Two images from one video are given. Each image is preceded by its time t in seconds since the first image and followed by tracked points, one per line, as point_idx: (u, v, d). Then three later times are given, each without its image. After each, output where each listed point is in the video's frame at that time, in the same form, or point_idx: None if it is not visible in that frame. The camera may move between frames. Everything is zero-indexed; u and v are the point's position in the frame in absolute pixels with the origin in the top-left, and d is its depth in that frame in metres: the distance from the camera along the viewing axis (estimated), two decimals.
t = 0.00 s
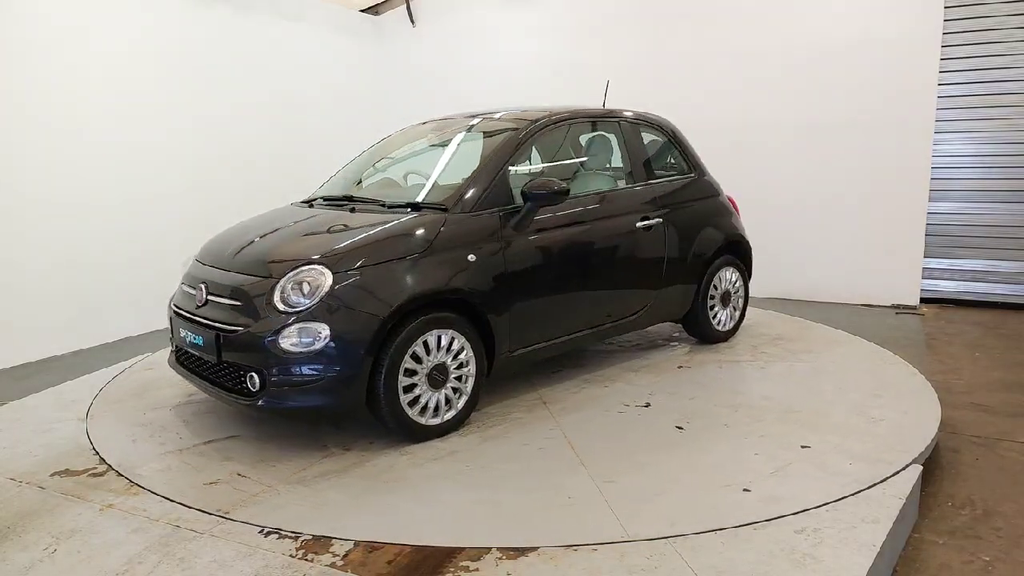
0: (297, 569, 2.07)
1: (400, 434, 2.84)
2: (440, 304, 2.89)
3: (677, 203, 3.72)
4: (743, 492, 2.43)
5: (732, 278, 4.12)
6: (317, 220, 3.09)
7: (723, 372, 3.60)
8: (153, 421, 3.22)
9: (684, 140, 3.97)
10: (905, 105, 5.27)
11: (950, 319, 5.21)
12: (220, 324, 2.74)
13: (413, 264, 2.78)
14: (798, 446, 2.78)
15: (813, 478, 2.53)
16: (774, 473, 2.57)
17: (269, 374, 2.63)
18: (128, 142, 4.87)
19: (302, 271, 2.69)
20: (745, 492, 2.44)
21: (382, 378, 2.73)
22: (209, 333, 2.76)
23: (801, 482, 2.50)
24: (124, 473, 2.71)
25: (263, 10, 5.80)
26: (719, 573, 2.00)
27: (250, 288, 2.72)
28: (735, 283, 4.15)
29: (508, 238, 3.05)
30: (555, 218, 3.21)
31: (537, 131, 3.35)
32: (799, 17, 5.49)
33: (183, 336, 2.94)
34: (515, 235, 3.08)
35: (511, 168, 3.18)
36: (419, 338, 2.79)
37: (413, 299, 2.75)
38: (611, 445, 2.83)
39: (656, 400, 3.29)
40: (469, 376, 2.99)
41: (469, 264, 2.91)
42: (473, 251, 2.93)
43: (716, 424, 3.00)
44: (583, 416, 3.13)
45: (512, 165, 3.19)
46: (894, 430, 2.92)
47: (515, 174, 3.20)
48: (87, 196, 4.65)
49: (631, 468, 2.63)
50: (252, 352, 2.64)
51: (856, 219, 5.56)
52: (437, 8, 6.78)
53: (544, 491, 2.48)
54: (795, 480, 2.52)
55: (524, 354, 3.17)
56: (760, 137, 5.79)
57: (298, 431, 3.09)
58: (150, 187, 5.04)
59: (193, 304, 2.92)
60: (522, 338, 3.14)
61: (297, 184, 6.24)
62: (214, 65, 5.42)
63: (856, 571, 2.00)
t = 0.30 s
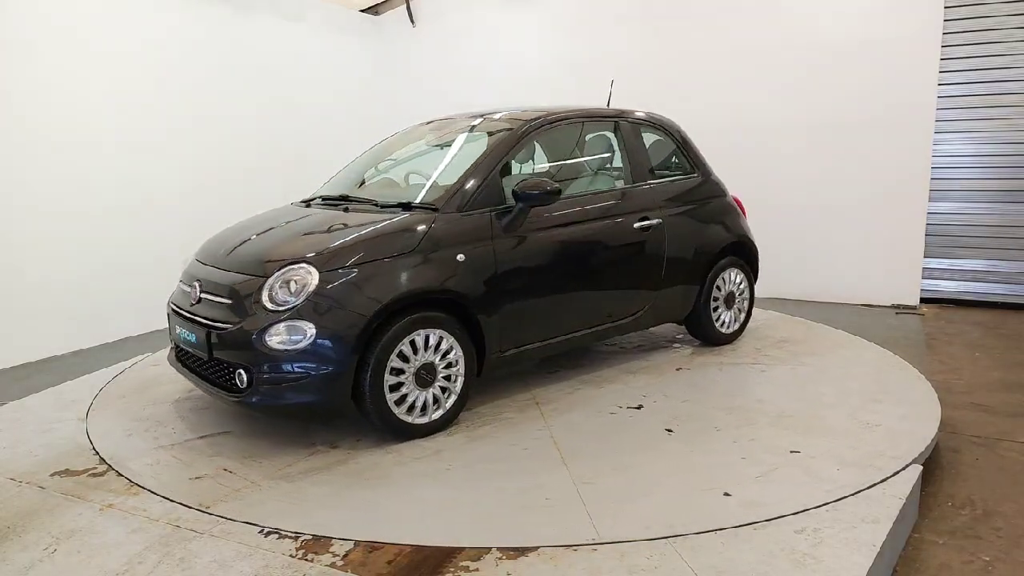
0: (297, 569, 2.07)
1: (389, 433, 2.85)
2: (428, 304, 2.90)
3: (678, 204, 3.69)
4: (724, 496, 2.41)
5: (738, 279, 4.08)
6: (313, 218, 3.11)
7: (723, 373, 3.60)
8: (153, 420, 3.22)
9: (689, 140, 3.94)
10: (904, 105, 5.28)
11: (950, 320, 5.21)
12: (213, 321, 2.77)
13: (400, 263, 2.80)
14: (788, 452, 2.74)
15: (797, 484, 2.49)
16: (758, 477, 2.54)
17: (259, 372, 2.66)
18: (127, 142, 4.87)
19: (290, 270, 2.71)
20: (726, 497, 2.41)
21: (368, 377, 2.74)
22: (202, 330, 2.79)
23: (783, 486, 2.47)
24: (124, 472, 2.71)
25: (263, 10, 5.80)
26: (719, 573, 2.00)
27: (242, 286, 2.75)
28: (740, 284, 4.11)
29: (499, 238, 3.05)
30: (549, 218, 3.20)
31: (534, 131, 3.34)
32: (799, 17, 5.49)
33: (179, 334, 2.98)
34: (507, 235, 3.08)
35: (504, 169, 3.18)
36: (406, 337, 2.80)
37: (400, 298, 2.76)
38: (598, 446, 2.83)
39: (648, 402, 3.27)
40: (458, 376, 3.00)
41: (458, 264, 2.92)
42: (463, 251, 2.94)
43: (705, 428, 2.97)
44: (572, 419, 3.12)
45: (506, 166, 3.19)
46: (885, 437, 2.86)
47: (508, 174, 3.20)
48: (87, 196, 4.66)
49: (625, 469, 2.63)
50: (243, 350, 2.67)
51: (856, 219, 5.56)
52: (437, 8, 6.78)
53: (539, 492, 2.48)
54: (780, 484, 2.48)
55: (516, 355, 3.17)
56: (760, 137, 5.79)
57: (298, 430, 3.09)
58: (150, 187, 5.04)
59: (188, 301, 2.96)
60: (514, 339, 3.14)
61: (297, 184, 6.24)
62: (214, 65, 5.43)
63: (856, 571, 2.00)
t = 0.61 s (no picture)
0: (297, 569, 2.07)
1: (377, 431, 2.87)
2: (417, 303, 2.90)
3: (678, 205, 3.67)
4: (702, 500, 2.39)
5: (742, 281, 4.04)
6: (308, 217, 3.13)
7: (723, 374, 3.60)
8: (153, 420, 3.23)
9: (692, 141, 3.91)
10: (903, 106, 5.28)
11: (950, 320, 5.21)
12: (205, 318, 2.80)
13: (389, 262, 2.80)
14: (774, 456, 2.71)
15: (779, 490, 2.45)
16: (740, 482, 2.51)
17: (247, 370, 2.68)
18: (128, 142, 4.87)
19: (278, 268, 2.73)
20: (704, 501, 2.39)
21: (354, 375, 2.75)
22: (194, 328, 2.82)
23: (759, 492, 2.44)
24: (124, 472, 2.71)
25: (264, 10, 5.80)
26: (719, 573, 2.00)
27: (234, 285, 2.77)
28: (745, 286, 4.07)
29: (489, 239, 3.05)
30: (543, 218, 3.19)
31: (530, 131, 3.34)
32: (799, 17, 5.49)
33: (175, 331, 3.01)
34: (499, 236, 3.08)
35: (498, 170, 3.19)
36: (392, 337, 2.81)
37: (387, 297, 2.77)
38: (588, 447, 2.82)
39: (639, 404, 3.26)
40: (447, 375, 3.00)
41: (447, 263, 2.92)
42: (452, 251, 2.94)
43: (693, 431, 2.95)
44: (561, 420, 3.10)
45: (499, 167, 3.20)
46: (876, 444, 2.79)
47: (501, 174, 3.20)
48: (87, 196, 4.65)
49: (618, 470, 2.62)
50: (233, 348, 2.69)
51: (856, 219, 5.56)
52: (438, 8, 6.77)
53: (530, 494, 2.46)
54: (762, 490, 2.45)
55: (508, 355, 3.16)
56: (761, 137, 5.79)
57: (297, 430, 3.09)
58: (150, 187, 5.04)
59: (183, 298, 3.00)
60: (506, 339, 3.14)
61: (297, 184, 6.24)
62: (214, 64, 5.42)
63: (856, 571, 2.00)
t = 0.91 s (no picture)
0: (297, 569, 2.07)
1: (367, 429, 2.89)
2: (405, 303, 2.92)
3: (679, 206, 3.65)
4: (681, 504, 2.37)
5: (747, 283, 4.01)
6: (304, 216, 3.15)
7: (723, 374, 3.60)
8: (152, 420, 3.22)
9: (696, 141, 3.89)
10: (903, 106, 5.29)
11: (950, 320, 5.21)
12: (199, 316, 2.83)
13: (378, 261, 2.82)
14: (760, 460, 2.67)
15: (764, 495, 2.42)
16: (722, 486, 2.49)
17: (235, 368, 2.71)
18: (128, 142, 4.87)
19: (267, 266, 2.76)
20: (683, 505, 2.36)
21: (341, 374, 2.78)
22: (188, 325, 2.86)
23: (735, 496, 2.42)
24: (124, 472, 2.71)
25: (264, 10, 5.80)
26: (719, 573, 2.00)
27: (225, 283, 2.80)
28: (750, 288, 4.04)
29: (482, 238, 3.06)
30: (536, 217, 3.19)
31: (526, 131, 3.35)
32: (800, 17, 5.48)
33: (172, 327, 3.04)
34: (491, 235, 3.08)
35: (491, 170, 3.19)
36: (379, 336, 2.83)
37: (374, 296, 2.79)
38: (577, 448, 2.81)
39: (631, 406, 3.25)
40: (437, 374, 3.02)
41: (436, 263, 2.93)
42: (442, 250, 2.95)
43: (682, 433, 2.93)
44: (550, 422, 3.10)
45: (492, 167, 3.20)
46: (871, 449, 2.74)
47: (494, 174, 3.21)
48: (88, 195, 4.66)
49: (612, 470, 2.62)
50: (222, 345, 2.72)
51: (856, 219, 5.56)
52: (438, 8, 6.76)
53: (527, 496, 2.45)
54: (742, 495, 2.42)
55: (500, 356, 3.17)
56: (761, 138, 5.79)
57: (298, 429, 3.10)
58: (151, 187, 5.04)
59: (180, 295, 3.03)
60: (497, 340, 3.14)
61: (297, 184, 6.24)
62: (214, 63, 5.42)
63: (856, 571, 2.00)
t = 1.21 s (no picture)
0: (297, 569, 2.07)
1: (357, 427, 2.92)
2: (394, 302, 2.95)
3: (679, 206, 3.63)
4: (656, 507, 2.35)
5: (750, 284, 3.99)
6: (301, 215, 3.18)
7: (723, 376, 3.60)
8: (153, 420, 3.23)
9: (700, 141, 3.87)
10: (903, 106, 5.29)
11: (950, 320, 5.21)
12: (193, 312, 2.89)
13: (366, 260, 2.85)
14: (746, 464, 2.65)
15: (742, 501, 2.39)
16: (701, 490, 2.46)
17: (224, 364, 2.75)
18: (128, 142, 4.87)
19: (256, 264, 2.80)
20: (658, 508, 2.35)
21: (329, 372, 2.81)
22: (183, 321, 2.91)
23: (709, 500, 2.40)
24: (124, 472, 2.71)
25: (264, 10, 5.80)
26: (719, 573, 2.00)
27: (218, 280, 2.85)
28: (753, 289, 4.01)
29: (471, 239, 3.07)
30: (529, 217, 3.20)
31: (523, 131, 3.35)
32: (800, 17, 5.48)
33: (169, 325, 3.10)
34: (482, 235, 3.09)
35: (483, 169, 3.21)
36: (367, 335, 2.86)
37: (360, 296, 2.81)
38: (568, 450, 2.81)
39: (623, 407, 3.23)
40: (427, 373, 3.04)
41: (426, 263, 2.95)
42: (431, 250, 2.97)
43: (670, 435, 2.91)
44: (540, 423, 3.09)
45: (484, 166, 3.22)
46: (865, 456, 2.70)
47: (485, 174, 3.23)
48: (88, 196, 4.66)
49: (606, 471, 2.61)
50: (213, 342, 2.77)
51: (855, 219, 5.57)
52: (438, 8, 6.76)
53: (523, 497, 2.45)
54: (720, 501, 2.39)
55: (492, 355, 3.18)
56: (761, 138, 5.79)
57: (298, 429, 3.10)
58: (150, 187, 5.04)
59: (176, 293, 3.09)
60: (489, 340, 3.15)
61: (297, 183, 6.23)
62: (213, 63, 5.41)
63: (856, 571, 2.00)
